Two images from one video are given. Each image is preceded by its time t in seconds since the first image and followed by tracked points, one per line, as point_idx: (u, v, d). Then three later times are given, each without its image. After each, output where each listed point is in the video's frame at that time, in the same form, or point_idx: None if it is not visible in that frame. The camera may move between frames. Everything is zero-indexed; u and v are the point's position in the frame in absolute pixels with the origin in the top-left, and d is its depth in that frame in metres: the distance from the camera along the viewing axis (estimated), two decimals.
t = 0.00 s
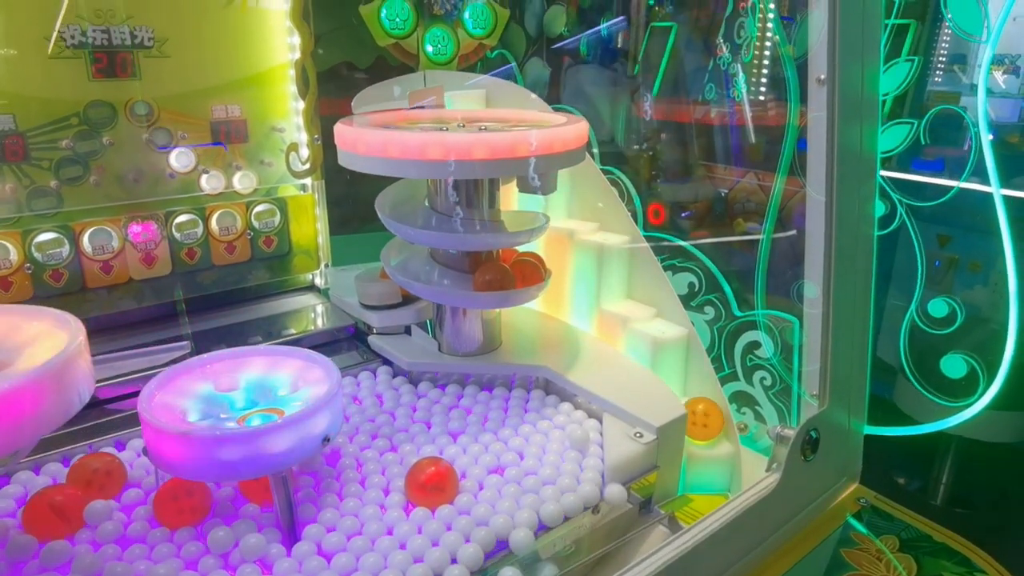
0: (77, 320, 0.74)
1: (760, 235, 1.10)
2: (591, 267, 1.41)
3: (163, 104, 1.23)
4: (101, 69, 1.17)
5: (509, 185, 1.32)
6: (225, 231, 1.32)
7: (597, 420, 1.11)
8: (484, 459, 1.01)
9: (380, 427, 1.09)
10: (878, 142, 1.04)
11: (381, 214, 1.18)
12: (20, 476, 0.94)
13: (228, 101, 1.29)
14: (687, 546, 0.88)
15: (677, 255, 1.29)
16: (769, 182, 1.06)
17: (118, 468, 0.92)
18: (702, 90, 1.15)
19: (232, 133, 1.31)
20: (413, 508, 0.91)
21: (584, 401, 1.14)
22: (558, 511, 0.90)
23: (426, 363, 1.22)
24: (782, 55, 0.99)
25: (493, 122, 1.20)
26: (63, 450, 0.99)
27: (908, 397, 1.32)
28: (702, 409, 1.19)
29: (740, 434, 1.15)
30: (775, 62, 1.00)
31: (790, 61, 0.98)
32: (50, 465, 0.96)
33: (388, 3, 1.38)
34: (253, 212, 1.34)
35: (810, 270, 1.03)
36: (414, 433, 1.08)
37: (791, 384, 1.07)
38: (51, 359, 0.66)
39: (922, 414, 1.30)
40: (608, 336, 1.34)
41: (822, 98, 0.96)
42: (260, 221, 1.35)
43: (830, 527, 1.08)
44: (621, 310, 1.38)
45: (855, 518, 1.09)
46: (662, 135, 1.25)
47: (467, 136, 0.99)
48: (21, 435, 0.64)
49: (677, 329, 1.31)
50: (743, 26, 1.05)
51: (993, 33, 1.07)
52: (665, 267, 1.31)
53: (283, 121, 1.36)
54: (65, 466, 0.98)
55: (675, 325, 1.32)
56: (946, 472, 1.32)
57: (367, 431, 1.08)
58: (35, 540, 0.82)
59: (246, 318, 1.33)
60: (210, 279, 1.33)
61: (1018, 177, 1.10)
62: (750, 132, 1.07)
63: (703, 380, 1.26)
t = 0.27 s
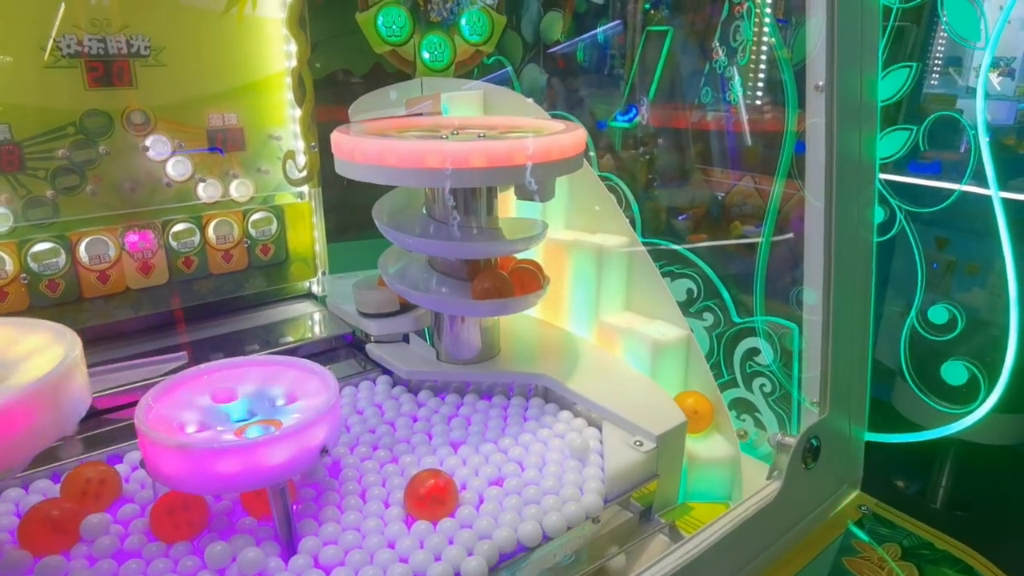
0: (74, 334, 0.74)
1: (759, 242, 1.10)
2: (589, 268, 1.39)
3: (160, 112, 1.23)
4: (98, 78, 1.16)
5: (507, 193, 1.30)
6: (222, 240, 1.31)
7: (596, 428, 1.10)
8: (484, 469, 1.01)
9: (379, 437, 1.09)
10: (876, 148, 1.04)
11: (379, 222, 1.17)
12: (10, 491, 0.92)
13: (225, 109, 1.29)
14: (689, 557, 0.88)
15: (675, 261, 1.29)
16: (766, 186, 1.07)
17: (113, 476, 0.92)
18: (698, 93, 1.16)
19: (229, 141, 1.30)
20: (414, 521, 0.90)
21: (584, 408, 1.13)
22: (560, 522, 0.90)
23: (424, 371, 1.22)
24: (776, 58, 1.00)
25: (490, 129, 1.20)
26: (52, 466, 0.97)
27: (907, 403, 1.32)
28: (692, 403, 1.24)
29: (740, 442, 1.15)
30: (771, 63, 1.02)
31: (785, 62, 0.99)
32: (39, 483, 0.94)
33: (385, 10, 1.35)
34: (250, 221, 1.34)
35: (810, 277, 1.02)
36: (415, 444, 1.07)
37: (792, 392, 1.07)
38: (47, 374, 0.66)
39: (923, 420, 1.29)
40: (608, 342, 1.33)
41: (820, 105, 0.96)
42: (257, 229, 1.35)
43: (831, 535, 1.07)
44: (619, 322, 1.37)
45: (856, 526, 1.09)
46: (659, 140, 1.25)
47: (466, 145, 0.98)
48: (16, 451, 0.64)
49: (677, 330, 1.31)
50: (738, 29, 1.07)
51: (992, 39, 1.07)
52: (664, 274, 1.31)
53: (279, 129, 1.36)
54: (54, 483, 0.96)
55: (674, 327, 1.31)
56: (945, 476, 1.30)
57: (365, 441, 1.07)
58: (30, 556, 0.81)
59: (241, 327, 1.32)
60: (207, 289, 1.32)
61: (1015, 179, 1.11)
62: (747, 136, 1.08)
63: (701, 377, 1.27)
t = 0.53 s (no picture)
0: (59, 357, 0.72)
1: (756, 253, 1.08)
2: (585, 279, 1.38)
3: (148, 124, 1.21)
4: (84, 89, 1.14)
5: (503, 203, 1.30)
6: (212, 252, 1.29)
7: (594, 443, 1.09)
8: (480, 487, 0.99)
9: (373, 454, 1.07)
10: (875, 158, 1.03)
11: (371, 235, 1.15)
12: None
13: (215, 120, 1.27)
14: None
15: (671, 271, 1.28)
16: (761, 193, 1.06)
17: (101, 499, 0.89)
18: (691, 98, 1.15)
19: (218, 152, 1.28)
20: (410, 543, 0.88)
21: (581, 422, 1.12)
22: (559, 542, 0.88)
23: (418, 386, 1.20)
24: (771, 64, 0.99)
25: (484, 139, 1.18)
26: (35, 489, 0.94)
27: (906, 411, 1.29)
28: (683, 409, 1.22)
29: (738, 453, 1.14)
30: (766, 70, 1.00)
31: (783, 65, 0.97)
32: (21, 506, 0.91)
33: (377, 20, 1.35)
34: (241, 232, 1.32)
35: (808, 289, 1.01)
36: (410, 461, 1.06)
37: (790, 404, 1.06)
38: (31, 400, 0.64)
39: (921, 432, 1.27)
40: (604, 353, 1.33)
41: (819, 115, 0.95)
42: (248, 241, 1.33)
43: (832, 549, 1.06)
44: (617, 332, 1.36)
45: (858, 540, 1.08)
46: (651, 147, 1.24)
47: (460, 157, 0.97)
48: None
49: (674, 342, 1.30)
50: (731, 33, 1.06)
51: (991, 46, 1.06)
52: (660, 283, 1.30)
53: (270, 139, 1.34)
54: (37, 506, 0.93)
55: (671, 341, 1.30)
56: (941, 482, 1.28)
57: (359, 459, 1.05)
58: None
59: (232, 340, 1.30)
60: (197, 302, 1.30)
61: (1010, 184, 1.09)
62: (740, 139, 1.07)
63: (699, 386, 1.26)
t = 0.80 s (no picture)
0: (33, 386, 0.70)
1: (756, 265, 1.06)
2: (580, 299, 1.34)
3: (132, 134, 1.17)
4: (64, 99, 1.11)
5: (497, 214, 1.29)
6: (198, 265, 1.26)
7: (592, 460, 1.06)
8: (477, 508, 0.97)
9: (366, 475, 1.04)
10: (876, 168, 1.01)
11: (362, 251, 1.12)
12: None
13: (201, 130, 1.24)
14: None
15: (668, 282, 1.26)
16: (750, 198, 1.06)
17: (85, 528, 0.86)
18: (678, 101, 1.15)
19: (203, 162, 1.25)
20: (406, 569, 0.86)
21: (578, 439, 1.09)
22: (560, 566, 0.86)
23: (411, 402, 1.17)
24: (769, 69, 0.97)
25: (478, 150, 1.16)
26: (13, 517, 0.89)
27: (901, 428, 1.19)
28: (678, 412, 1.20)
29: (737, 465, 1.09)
30: (760, 72, 0.99)
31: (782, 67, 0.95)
32: None
33: (366, 26, 1.31)
34: (227, 245, 1.28)
35: (810, 301, 0.99)
36: (404, 481, 1.03)
37: (789, 416, 1.04)
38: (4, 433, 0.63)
39: (919, 448, 1.17)
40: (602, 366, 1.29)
41: (820, 124, 0.93)
42: (234, 254, 1.29)
43: (835, 566, 1.05)
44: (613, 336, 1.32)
45: (862, 556, 1.08)
46: (638, 151, 1.25)
47: (454, 169, 0.94)
48: None
49: (671, 363, 1.27)
50: (717, 35, 1.06)
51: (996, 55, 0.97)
52: (658, 295, 1.28)
53: (255, 149, 1.30)
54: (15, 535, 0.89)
55: (669, 362, 1.27)
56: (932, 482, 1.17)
57: (351, 480, 1.02)
58: None
59: (219, 356, 1.27)
60: (183, 317, 1.26)
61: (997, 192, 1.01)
62: (727, 144, 1.08)
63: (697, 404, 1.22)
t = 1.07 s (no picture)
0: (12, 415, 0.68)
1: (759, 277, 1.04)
2: (577, 322, 1.30)
3: (112, 144, 1.13)
4: (41, 108, 1.06)
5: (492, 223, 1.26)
6: (183, 279, 1.21)
7: (594, 478, 1.03)
8: (477, 532, 0.93)
9: (360, 498, 1.00)
10: (881, 178, 0.99)
11: (354, 264, 1.09)
12: None
13: (185, 140, 1.20)
14: None
15: (667, 292, 1.25)
16: (738, 202, 1.08)
17: (72, 563, 0.79)
18: (664, 104, 1.17)
19: (188, 173, 1.21)
20: None
21: (578, 457, 1.06)
22: None
23: (406, 419, 1.14)
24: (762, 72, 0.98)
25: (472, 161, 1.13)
26: None
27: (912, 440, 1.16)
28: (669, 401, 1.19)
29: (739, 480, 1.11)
30: (749, 77, 1.01)
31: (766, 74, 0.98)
32: None
33: (356, 32, 1.29)
34: (213, 258, 1.24)
35: (816, 314, 0.97)
36: (400, 504, 0.99)
37: (793, 429, 1.02)
38: None
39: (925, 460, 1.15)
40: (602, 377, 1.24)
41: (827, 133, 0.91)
42: (220, 267, 1.25)
43: None
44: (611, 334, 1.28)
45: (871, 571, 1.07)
46: (626, 154, 1.26)
47: (451, 181, 0.91)
48: None
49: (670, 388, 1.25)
50: (703, 38, 1.09)
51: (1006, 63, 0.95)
52: (656, 305, 1.26)
53: (242, 159, 1.26)
54: None
55: (668, 389, 1.25)
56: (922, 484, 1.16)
57: (345, 504, 0.99)
58: None
59: (205, 373, 1.22)
60: (167, 332, 1.22)
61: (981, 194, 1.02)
62: (713, 146, 1.10)
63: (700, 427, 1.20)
